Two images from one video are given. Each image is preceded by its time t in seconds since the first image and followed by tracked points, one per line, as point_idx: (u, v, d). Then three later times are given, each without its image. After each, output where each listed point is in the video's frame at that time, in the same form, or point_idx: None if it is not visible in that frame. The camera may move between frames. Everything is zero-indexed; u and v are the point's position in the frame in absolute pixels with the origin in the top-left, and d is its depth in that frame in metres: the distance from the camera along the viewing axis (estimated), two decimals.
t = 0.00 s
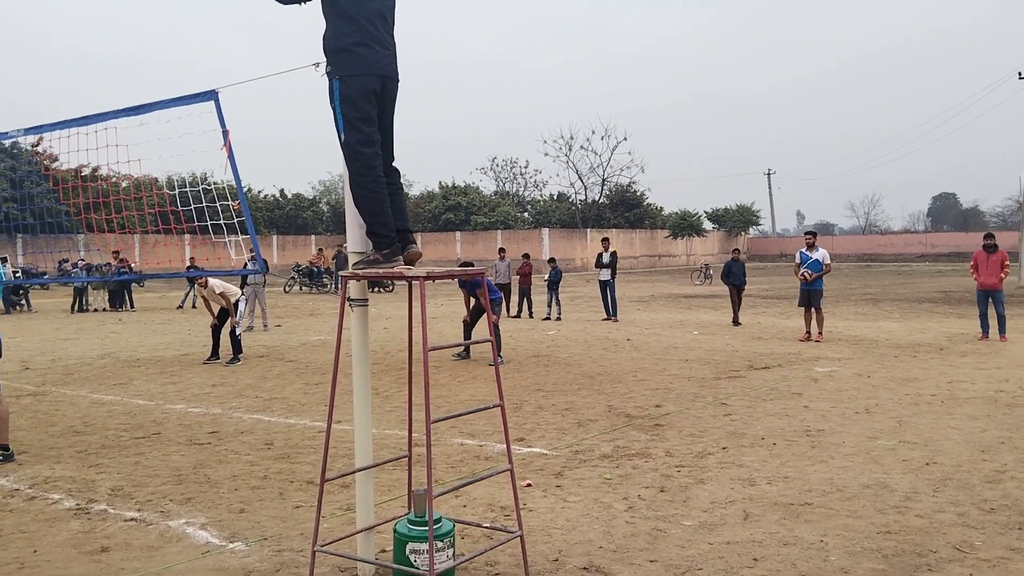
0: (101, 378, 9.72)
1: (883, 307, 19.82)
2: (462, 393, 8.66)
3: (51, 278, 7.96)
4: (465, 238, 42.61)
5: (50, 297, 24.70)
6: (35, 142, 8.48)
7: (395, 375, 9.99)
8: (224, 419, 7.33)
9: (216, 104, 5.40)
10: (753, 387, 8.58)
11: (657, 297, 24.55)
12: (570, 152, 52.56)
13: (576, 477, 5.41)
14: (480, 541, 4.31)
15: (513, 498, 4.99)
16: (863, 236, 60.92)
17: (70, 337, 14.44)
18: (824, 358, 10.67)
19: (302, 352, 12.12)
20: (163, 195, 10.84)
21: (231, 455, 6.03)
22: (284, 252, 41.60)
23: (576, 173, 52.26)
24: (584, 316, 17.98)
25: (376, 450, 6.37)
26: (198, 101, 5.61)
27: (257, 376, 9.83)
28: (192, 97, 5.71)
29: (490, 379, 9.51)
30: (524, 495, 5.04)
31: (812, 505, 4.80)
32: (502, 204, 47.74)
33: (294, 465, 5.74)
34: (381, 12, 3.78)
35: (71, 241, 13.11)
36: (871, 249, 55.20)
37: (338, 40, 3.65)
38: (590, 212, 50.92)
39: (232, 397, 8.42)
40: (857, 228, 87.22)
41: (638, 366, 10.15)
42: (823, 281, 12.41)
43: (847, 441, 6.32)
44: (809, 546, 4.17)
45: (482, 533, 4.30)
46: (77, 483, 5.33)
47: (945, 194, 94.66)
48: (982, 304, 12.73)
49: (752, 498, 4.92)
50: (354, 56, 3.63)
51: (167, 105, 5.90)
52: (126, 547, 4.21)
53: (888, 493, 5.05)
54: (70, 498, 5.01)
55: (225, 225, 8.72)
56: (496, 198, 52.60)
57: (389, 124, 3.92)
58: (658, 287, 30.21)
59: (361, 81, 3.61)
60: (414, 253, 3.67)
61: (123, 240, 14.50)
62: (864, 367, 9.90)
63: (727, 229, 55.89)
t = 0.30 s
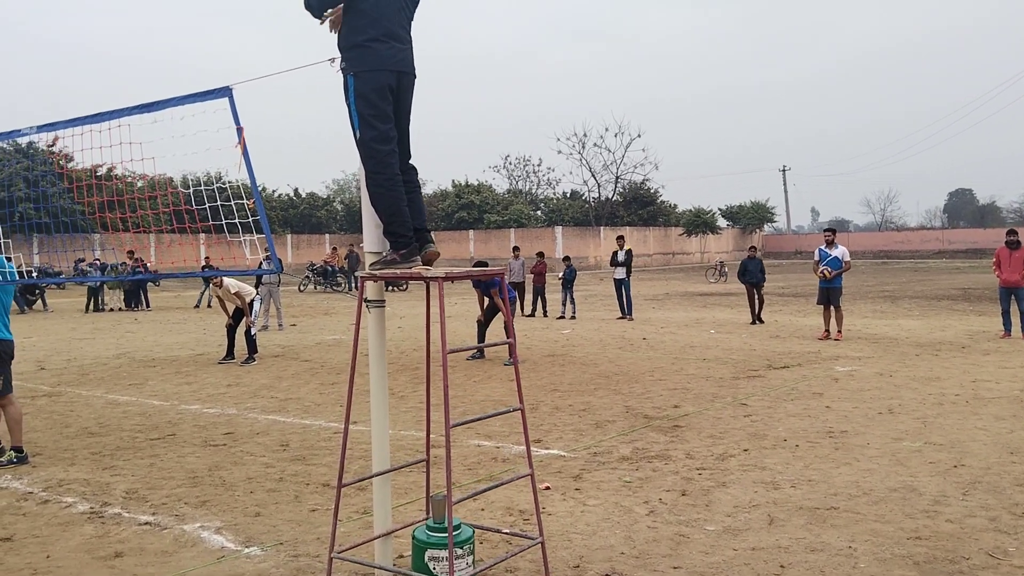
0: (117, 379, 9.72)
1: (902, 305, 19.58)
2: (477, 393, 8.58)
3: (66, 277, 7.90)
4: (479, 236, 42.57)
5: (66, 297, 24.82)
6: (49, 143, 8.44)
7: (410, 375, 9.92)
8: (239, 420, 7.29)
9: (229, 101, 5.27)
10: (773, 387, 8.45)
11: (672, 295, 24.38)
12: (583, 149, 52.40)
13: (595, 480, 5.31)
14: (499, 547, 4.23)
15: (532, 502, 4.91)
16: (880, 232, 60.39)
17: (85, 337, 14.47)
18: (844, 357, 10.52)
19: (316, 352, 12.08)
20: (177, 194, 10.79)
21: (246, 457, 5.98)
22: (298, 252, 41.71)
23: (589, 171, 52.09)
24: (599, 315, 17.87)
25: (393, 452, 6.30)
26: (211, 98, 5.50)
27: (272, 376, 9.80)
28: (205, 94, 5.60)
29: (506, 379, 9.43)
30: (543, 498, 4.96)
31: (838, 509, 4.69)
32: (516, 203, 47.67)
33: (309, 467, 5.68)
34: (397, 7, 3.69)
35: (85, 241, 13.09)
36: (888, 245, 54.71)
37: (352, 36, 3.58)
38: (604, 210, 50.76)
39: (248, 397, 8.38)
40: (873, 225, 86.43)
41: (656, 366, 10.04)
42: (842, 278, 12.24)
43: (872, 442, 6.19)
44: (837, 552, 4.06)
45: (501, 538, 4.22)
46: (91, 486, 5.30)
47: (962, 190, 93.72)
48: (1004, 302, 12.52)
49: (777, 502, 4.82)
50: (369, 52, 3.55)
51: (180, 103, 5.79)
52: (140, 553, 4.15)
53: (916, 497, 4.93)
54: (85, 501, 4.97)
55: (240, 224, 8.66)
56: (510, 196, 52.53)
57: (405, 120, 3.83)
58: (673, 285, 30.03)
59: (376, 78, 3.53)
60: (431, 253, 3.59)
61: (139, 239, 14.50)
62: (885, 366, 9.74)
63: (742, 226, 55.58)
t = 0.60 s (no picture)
0: (120, 375, 9.69)
1: (908, 300, 19.48)
2: (480, 390, 8.53)
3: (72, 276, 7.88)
4: (482, 231, 42.50)
5: (69, 293, 24.83)
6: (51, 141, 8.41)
7: (413, 372, 9.88)
8: (242, 417, 7.26)
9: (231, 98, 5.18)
10: (779, 384, 8.38)
11: (676, 290, 24.30)
12: (587, 144, 52.32)
13: (600, 479, 5.26)
14: (503, 547, 4.19)
15: (536, 501, 4.86)
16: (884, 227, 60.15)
17: (89, 333, 14.46)
18: (851, 354, 10.44)
19: (320, 348, 12.04)
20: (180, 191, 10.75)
21: (249, 454, 5.94)
22: (302, 248, 41.71)
23: (592, 166, 52.03)
24: (603, 311, 17.80)
25: (396, 449, 6.26)
26: (213, 95, 5.41)
27: (276, 372, 9.76)
28: (208, 92, 5.51)
29: (509, 376, 9.38)
30: (548, 498, 4.91)
31: (847, 510, 4.63)
32: (519, 198, 47.59)
33: (313, 465, 5.64)
34: None
35: (89, 237, 13.05)
36: (893, 240, 54.49)
37: (355, 31, 3.53)
38: (607, 206, 50.67)
39: (251, 394, 8.35)
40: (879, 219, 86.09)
41: (660, 363, 9.98)
42: (849, 274, 12.15)
43: (881, 441, 6.12)
44: (847, 554, 4.00)
45: (505, 537, 4.18)
46: (94, 484, 5.26)
47: (968, 185, 93.29)
48: (1012, 297, 12.42)
49: (785, 502, 4.76)
50: (371, 46, 3.49)
51: (182, 101, 5.74)
52: (143, 551, 4.12)
53: (927, 497, 4.86)
54: (88, 500, 4.94)
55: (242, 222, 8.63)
56: (514, 191, 52.45)
57: (408, 116, 3.77)
58: (677, 280, 29.94)
59: (378, 74, 3.47)
60: (434, 250, 3.53)
61: (143, 236, 14.49)
62: (893, 364, 9.66)
63: (746, 221, 55.42)
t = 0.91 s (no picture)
0: (117, 373, 9.66)
1: (908, 296, 19.43)
2: (479, 387, 8.49)
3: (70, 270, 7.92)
4: (482, 229, 42.47)
5: (68, 291, 24.79)
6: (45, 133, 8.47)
7: (412, 369, 9.84)
8: (238, 415, 7.22)
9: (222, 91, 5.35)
10: (778, 381, 8.34)
11: (677, 287, 24.25)
12: (587, 141, 52.27)
13: (597, 476, 5.23)
14: (498, 545, 4.15)
15: (533, 499, 4.83)
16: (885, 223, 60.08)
17: (87, 331, 14.42)
18: (851, 350, 10.41)
19: (318, 345, 12.01)
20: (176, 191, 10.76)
21: (245, 453, 5.91)
22: (302, 245, 41.66)
23: (593, 163, 51.98)
24: (603, 308, 17.76)
25: (392, 446, 6.22)
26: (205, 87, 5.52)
27: (273, 370, 9.73)
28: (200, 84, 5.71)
29: (508, 373, 9.35)
30: (544, 495, 4.88)
31: (846, 506, 4.60)
32: (520, 196, 47.55)
33: (308, 463, 5.60)
34: None
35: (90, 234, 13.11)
36: (893, 237, 54.40)
37: (346, 23, 3.48)
38: (608, 202, 50.63)
39: (248, 392, 8.31)
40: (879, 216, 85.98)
41: (660, 359, 9.94)
42: (848, 270, 12.10)
43: (880, 437, 6.09)
44: (845, 551, 3.97)
45: (500, 535, 4.15)
46: (88, 482, 5.23)
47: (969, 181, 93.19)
48: (1013, 293, 12.37)
49: (782, 499, 4.73)
50: (361, 40, 3.45)
51: (174, 93, 5.87)
52: (135, 550, 4.09)
53: (926, 493, 4.83)
54: (81, 498, 4.91)
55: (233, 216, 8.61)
56: (514, 189, 52.41)
57: (401, 111, 3.73)
58: (678, 277, 29.89)
59: (370, 67, 3.43)
60: (428, 246, 3.50)
61: (142, 234, 14.51)
62: (893, 360, 9.62)
63: (746, 218, 55.37)
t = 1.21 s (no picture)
0: (109, 373, 9.64)
1: (901, 297, 19.49)
2: (471, 387, 8.50)
3: (62, 271, 7.94)
4: (477, 229, 42.49)
5: (61, 291, 24.70)
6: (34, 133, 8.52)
7: (404, 369, 9.85)
8: (229, 415, 7.22)
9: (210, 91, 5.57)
10: (769, 380, 8.37)
11: (671, 288, 24.29)
12: (583, 142, 52.36)
13: (587, 475, 5.24)
14: (486, 543, 4.16)
15: (522, 497, 4.84)
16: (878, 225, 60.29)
17: (80, 331, 14.39)
18: (842, 350, 10.44)
19: (311, 346, 12.00)
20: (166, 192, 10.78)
21: (235, 452, 5.91)
22: (297, 246, 41.59)
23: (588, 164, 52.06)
24: (597, 309, 17.78)
25: (383, 446, 6.22)
26: (194, 86, 5.67)
27: (265, 370, 9.72)
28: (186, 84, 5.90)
29: (500, 372, 9.36)
30: (534, 494, 4.89)
31: (833, 505, 4.61)
32: (515, 196, 47.59)
33: (298, 462, 5.60)
34: None
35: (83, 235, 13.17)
36: (887, 238, 54.56)
37: (334, 21, 3.49)
38: (603, 203, 50.69)
39: (239, 391, 8.31)
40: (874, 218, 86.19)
41: (652, 359, 9.97)
42: (839, 271, 12.14)
43: (869, 436, 6.12)
44: (832, 548, 3.99)
45: (489, 533, 4.16)
46: (77, 482, 5.22)
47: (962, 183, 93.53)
48: (1003, 294, 12.42)
49: (771, 497, 4.74)
50: (348, 38, 3.46)
51: (161, 92, 6.00)
52: (123, 549, 4.08)
53: (913, 491, 4.85)
54: (69, 497, 4.90)
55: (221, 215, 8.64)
56: (510, 189, 52.44)
57: (389, 110, 3.74)
58: (672, 278, 29.94)
59: (358, 66, 3.44)
60: (415, 244, 3.50)
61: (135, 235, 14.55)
62: (884, 360, 9.66)
63: (741, 219, 55.49)
